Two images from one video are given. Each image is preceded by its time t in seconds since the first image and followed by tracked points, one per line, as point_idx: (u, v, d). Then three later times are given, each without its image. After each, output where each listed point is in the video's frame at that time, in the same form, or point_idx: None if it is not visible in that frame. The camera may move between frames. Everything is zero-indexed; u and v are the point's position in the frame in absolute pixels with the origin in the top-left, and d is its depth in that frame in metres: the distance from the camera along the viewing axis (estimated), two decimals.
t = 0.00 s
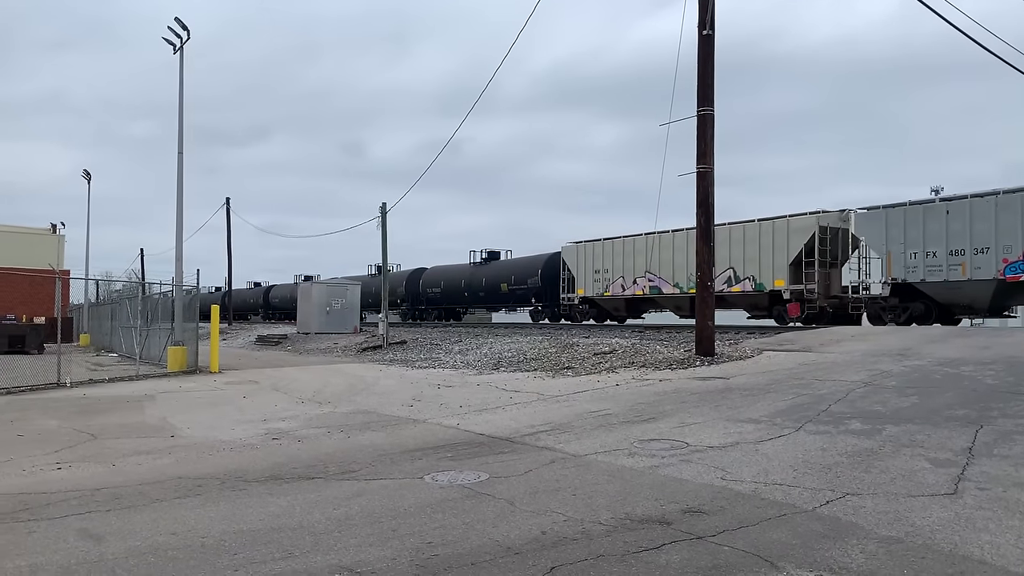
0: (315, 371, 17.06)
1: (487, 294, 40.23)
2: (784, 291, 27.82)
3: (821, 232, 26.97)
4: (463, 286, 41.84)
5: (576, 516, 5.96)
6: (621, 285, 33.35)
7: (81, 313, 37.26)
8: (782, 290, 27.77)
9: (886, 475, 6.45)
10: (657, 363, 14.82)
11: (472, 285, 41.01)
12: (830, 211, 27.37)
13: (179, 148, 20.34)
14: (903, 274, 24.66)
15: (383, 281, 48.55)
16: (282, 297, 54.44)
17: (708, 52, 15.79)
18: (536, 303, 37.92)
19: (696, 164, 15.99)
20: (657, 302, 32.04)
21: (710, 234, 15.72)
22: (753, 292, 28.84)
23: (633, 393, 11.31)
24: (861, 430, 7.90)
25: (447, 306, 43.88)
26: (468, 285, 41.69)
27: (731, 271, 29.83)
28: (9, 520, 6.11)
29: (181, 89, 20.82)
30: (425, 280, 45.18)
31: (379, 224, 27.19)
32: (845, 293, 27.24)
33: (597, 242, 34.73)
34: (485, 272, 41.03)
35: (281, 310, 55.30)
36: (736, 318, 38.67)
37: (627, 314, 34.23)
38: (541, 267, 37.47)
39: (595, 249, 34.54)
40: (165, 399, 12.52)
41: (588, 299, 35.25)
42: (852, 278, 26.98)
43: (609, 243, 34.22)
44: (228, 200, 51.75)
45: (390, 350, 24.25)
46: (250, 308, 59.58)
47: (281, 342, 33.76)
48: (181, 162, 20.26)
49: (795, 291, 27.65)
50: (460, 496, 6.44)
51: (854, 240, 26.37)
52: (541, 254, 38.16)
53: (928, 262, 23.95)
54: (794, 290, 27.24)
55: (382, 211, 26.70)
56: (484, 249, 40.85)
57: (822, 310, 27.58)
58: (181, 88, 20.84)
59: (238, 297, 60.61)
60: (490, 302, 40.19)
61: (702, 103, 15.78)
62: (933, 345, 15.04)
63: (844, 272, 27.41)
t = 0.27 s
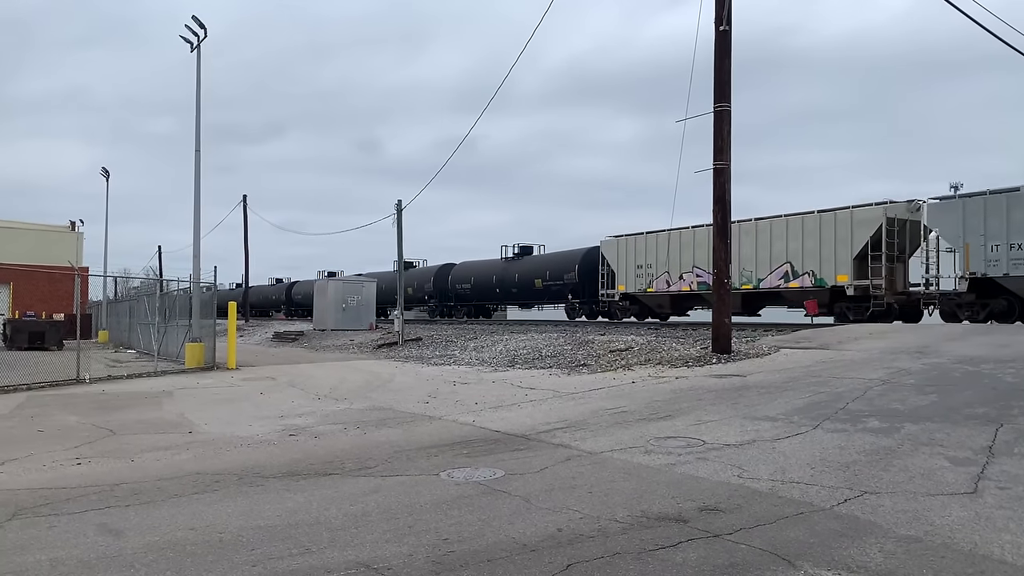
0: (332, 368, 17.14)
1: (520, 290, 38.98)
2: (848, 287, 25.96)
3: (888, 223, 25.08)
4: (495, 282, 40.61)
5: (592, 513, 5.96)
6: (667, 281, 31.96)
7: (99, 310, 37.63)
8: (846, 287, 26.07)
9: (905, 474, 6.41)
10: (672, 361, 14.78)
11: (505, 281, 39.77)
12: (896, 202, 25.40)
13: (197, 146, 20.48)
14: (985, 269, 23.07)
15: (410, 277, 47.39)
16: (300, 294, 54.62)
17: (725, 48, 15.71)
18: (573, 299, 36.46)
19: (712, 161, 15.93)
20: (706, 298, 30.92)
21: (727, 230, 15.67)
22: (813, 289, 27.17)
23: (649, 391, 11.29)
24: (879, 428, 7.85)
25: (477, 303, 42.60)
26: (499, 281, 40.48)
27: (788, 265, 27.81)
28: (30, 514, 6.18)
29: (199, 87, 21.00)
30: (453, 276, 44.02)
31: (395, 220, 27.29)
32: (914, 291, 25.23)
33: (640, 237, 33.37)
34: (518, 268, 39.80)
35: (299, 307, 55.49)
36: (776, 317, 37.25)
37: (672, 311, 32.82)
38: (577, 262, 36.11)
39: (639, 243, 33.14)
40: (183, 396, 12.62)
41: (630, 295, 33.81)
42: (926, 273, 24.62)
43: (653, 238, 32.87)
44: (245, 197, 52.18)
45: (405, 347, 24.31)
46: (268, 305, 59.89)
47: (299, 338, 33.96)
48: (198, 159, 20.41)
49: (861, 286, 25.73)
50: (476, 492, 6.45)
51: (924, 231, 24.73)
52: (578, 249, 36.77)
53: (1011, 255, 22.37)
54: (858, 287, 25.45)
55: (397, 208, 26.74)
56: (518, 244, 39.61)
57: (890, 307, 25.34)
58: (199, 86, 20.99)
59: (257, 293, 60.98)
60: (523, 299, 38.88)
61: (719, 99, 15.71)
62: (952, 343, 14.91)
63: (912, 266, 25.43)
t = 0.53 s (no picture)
0: (344, 366, 17.21)
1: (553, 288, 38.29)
2: (914, 284, 24.09)
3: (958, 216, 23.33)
4: (525, 280, 40.19)
5: (604, 513, 5.96)
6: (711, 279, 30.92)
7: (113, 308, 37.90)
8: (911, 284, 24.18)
9: (920, 475, 6.37)
10: (684, 361, 14.74)
11: (536, 278, 39.31)
12: (969, 193, 23.36)
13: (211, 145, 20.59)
14: None
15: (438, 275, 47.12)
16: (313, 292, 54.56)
17: (738, 47, 15.66)
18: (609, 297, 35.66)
19: (725, 160, 15.88)
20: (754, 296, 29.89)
21: (740, 230, 15.62)
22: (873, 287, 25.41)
23: (661, 390, 11.27)
24: (893, 429, 7.81)
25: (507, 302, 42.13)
26: (529, 279, 40.07)
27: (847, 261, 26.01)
28: (46, 510, 6.22)
29: (213, 86, 21.11)
30: (480, 274, 43.61)
31: (406, 220, 27.36)
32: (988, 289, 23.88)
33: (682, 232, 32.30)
34: (549, 265, 39.36)
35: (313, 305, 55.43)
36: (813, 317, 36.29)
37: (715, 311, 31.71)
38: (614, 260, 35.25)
39: (681, 239, 32.14)
40: (196, 393, 12.69)
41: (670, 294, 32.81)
42: (1002, 271, 23.43)
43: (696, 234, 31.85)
44: (257, 196, 52.48)
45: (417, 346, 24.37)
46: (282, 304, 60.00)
47: (311, 336, 34.10)
48: (212, 158, 20.50)
49: (929, 283, 23.87)
50: (488, 491, 6.46)
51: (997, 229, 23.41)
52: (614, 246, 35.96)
53: None
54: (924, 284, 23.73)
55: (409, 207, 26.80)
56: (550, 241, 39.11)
57: (962, 307, 23.49)
58: (213, 85, 21.10)
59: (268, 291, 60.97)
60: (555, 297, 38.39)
61: (732, 98, 15.66)
62: (967, 343, 14.81)
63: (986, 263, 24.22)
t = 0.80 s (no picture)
0: (351, 366, 17.24)
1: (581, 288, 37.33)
2: (983, 284, 23.54)
3: None
4: (550, 279, 39.37)
5: (610, 514, 5.95)
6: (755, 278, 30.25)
7: (120, 307, 38.01)
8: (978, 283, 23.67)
9: (927, 477, 6.34)
10: (691, 361, 14.70)
11: (562, 278, 38.43)
12: None
13: (218, 144, 20.62)
14: None
15: (458, 274, 46.36)
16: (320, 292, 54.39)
17: (747, 46, 15.61)
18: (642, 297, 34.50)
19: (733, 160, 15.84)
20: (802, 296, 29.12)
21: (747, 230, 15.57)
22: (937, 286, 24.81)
23: (667, 391, 11.25)
24: (901, 430, 7.79)
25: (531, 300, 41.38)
26: (555, 277, 39.25)
27: (905, 259, 25.48)
28: (53, 509, 6.24)
29: (220, 86, 21.16)
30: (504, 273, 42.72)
31: (413, 219, 27.39)
32: None
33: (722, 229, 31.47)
34: (575, 264, 38.46)
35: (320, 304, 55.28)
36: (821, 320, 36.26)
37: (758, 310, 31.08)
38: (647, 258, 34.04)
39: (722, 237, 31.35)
40: (203, 393, 12.72)
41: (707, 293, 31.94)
42: None
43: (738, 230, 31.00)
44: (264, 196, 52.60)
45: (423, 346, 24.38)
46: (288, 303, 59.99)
47: (318, 336, 34.14)
48: (219, 158, 20.54)
49: (997, 283, 23.41)
50: (494, 491, 6.46)
51: None
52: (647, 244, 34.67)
53: None
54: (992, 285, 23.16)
55: (416, 206, 26.78)
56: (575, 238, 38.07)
57: None
58: (220, 85, 21.15)
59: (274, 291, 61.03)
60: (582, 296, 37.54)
61: (740, 98, 15.62)
62: (975, 345, 14.76)
63: None
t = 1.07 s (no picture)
0: (352, 366, 17.25)
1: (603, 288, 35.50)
2: None
3: None
4: (570, 279, 37.71)
5: (610, 515, 5.95)
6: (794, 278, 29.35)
7: (122, 307, 38.06)
8: None
9: (927, 479, 6.35)
10: (691, 363, 14.70)
11: (583, 278, 36.76)
12: None
13: (219, 144, 20.63)
14: None
15: (471, 274, 44.73)
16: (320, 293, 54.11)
17: (748, 48, 15.61)
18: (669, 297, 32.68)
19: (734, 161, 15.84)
20: (848, 297, 27.80)
21: (748, 232, 15.58)
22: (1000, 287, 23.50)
23: (668, 393, 11.24)
24: (901, 432, 7.79)
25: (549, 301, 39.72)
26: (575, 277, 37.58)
27: (964, 257, 24.29)
28: (54, 508, 6.25)
29: (221, 87, 21.17)
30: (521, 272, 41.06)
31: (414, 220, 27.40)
32: None
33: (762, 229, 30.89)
34: (597, 263, 36.75)
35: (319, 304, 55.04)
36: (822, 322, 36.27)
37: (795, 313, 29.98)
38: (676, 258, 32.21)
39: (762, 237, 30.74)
40: (203, 392, 12.73)
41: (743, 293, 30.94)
42: None
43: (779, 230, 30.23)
44: (266, 197, 52.59)
45: (424, 346, 24.37)
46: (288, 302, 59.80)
47: (318, 337, 34.11)
48: (220, 158, 20.55)
49: None
50: (494, 492, 6.46)
51: None
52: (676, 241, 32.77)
53: None
54: None
55: (417, 207, 26.77)
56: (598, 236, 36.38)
57: None
58: (221, 85, 21.17)
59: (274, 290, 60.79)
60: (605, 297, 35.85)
61: (741, 99, 15.63)
62: (976, 347, 14.77)
63: None
